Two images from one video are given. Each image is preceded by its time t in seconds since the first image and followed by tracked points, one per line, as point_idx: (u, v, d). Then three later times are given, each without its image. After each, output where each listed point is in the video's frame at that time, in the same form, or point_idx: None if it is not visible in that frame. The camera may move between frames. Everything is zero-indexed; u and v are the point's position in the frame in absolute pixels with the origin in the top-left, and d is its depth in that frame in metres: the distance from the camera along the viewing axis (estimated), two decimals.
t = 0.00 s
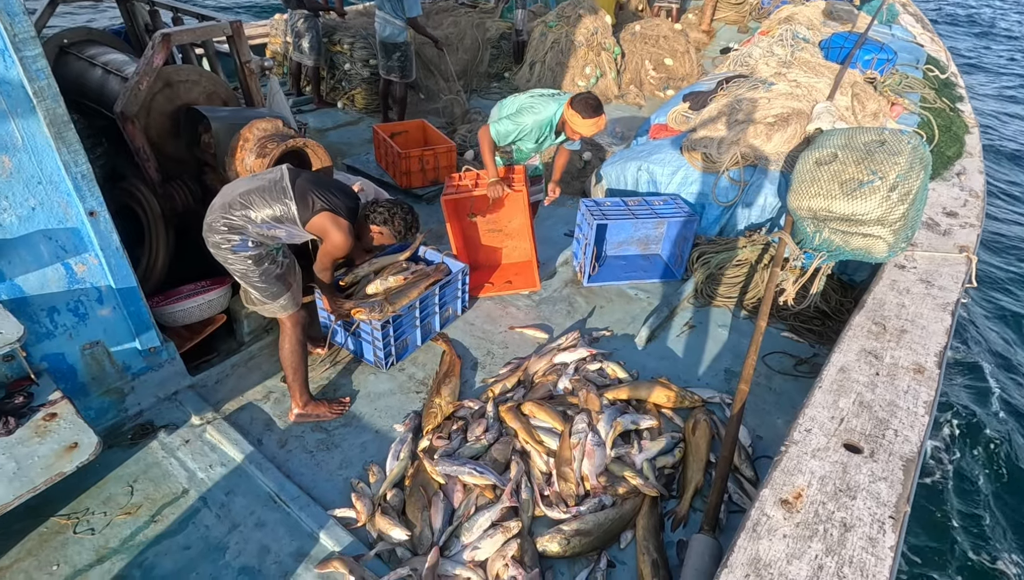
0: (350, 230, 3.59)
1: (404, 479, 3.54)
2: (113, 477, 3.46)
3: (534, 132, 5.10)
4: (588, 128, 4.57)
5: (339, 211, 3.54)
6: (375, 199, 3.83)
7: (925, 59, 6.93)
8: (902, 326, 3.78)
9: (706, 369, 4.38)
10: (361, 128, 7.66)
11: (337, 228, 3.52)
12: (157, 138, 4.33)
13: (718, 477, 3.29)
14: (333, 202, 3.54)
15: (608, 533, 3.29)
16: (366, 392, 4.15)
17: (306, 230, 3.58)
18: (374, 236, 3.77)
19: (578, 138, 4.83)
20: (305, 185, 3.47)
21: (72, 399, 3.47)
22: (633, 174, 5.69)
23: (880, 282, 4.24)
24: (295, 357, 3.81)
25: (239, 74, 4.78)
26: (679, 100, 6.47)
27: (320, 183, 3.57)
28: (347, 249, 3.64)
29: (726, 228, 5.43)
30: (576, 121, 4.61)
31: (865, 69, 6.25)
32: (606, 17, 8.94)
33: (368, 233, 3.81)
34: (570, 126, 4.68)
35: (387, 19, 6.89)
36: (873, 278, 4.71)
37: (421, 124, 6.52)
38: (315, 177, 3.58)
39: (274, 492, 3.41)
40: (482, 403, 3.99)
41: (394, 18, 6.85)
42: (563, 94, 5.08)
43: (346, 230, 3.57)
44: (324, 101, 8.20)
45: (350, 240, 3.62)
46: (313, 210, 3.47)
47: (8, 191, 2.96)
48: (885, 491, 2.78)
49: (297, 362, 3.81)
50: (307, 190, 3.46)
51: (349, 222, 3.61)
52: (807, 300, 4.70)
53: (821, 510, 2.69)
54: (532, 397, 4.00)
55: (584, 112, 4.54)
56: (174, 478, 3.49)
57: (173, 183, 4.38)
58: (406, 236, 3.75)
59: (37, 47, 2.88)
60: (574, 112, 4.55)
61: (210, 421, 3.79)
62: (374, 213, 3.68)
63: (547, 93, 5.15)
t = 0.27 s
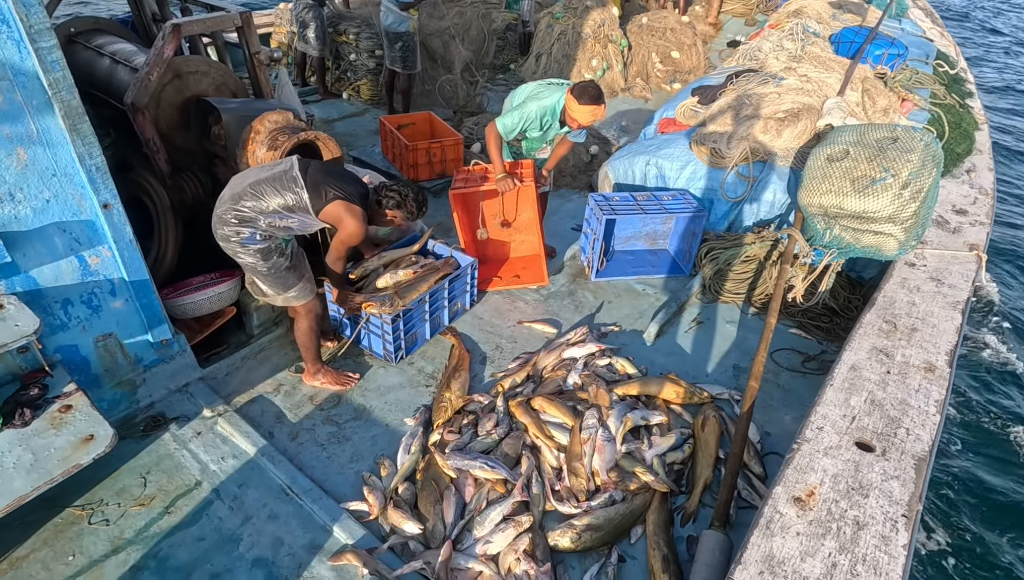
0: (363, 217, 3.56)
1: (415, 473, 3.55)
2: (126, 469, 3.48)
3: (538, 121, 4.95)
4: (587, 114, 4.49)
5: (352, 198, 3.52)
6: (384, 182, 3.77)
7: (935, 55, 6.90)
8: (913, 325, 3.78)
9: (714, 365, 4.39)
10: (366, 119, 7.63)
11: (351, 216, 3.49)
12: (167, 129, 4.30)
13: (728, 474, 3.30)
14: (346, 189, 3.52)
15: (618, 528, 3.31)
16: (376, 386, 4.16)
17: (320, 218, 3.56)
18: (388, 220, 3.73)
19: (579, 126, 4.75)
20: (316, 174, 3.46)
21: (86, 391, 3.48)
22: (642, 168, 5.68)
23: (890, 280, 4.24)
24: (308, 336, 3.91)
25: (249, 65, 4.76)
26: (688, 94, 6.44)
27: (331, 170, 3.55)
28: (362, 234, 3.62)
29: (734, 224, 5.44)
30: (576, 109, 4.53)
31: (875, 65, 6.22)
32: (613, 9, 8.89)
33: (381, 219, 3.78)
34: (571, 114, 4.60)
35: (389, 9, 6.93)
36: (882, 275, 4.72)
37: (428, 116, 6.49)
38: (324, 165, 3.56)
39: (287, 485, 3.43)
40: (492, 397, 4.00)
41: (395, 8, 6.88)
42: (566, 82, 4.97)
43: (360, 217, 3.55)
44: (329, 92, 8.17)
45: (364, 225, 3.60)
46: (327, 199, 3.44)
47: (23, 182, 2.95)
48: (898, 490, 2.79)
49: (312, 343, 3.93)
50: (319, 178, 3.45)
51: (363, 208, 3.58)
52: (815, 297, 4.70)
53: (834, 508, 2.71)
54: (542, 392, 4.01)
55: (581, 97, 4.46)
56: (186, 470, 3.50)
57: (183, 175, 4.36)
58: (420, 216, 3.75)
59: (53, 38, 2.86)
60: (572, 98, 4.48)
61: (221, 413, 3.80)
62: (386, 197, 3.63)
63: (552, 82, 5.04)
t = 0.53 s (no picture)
0: (376, 209, 3.60)
1: (421, 463, 3.55)
2: (132, 454, 3.47)
3: (547, 106, 4.90)
4: (594, 99, 4.46)
5: (364, 190, 3.56)
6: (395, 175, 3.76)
7: (944, 52, 6.88)
8: (921, 323, 3.78)
9: (720, 360, 4.38)
10: (371, 108, 7.59)
11: (364, 206, 3.53)
12: (174, 115, 4.27)
13: (735, 468, 3.31)
14: (358, 181, 3.56)
15: (624, 521, 3.32)
16: (381, 375, 4.15)
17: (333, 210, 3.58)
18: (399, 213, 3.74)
19: (586, 113, 4.71)
20: (330, 165, 3.48)
21: (92, 376, 3.47)
22: (649, 162, 5.66)
23: (898, 278, 4.24)
24: (316, 326, 3.90)
25: (256, 51, 4.73)
26: (696, 88, 6.41)
27: (344, 162, 3.58)
28: (374, 226, 3.64)
29: (741, 219, 5.44)
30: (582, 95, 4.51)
31: (885, 61, 6.21)
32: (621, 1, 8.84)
33: (392, 212, 3.79)
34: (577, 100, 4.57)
35: None
36: (889, 273, 4.71)
37: (434, 106, 6.45)
38: (337, 156, 3.59)
39: (293, 473, 3.43)
40: (498, 389, 4.00)
41: None
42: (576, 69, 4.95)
43: (373, 209, 3.58)
44: (334, 80, 8.12)
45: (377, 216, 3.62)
46: (340, 189, 3.47)
47: (32, 165, 2.93)
48: (906, 487, 2.80)
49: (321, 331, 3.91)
50: (332, 168, 3.48)
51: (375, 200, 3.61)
52: (821, 294, 4.69)
53: (842, 504, 2.72)
54: (548, 384, 4.01)
55: (589, 83, 4.44)
56: (192, 457, 3.50)
57: (190, 161, 4.33)
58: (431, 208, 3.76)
59: (64, 19, 2.83)
60: (579, 83, 4.46)
61: (227, 401, 3.79)
62: (398, 188, 3.61)
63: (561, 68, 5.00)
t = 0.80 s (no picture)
0: (376, 190, 3.58)
1: (418, 450, 3.58)
2: (132, 436, 3.49)
3: (543, 102, 4.87)
4: (591, 103, 4.48)
5: (364, 172, 3.55)
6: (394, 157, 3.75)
7: (949, 53, 6.88)
8: (917, 322, 3.81)
9: (717, 355, 4.41)
10: (374, 96, 7.57)
11: (364, 188, 3.52)
12: (177, 98, 4.26)
13: (729, 462, 3.34)
14: (358, 163, 3.57)
15: (618, 511, 3.35)
16: (380, 363, 4.17)
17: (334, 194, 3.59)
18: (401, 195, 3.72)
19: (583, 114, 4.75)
20: (330, 148, 3.50)
21: (93, 357, 3.49)
22: (651, 156, 5.67)
23: (896, 277, 4.26)
24: (317, 311, 3.91)
25: (260, 36, 4.72)
26: (700, 83, 6.41)
27: (343, 146, 3.59)
28: (375, 208, 3.63)
29: (742, 216, 5.44)
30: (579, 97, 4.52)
31: (890, 60, 6.21)
32: None
33: (394, 195, 3.78)
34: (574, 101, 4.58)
35: None
36: (887, 273, 4.73)
37: (437, 95, 6.44)
38: (337, 140, 3.61)
39: (291, 457, 3.46)
40: (496, 379, 4.02)
41: None
42: (575, 66, 4.91)
43: (373, 191, 3.57)
44: (336, 67, 8.09)
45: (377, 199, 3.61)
46: (340, 171, 3.48)
47: (36, 145, 2.93)
48: (898, 483, 2.83)
49: (321, 318, 3.92)
50: (333, 152, 3.48)
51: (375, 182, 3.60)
52: (820, 292, 4.71)
53: (834, 498, 2.75)
54: (546, 375, 4.04)
55: (587, 87, 4.44)
56: (191, 439, 3.52)
57: (192, 145, 4.32)
58: (432, 189, 3.76)
59: None
60: (578, 87, 4.46)
61: (226, 384, 3.81)
62: (399, 170, 3.60)
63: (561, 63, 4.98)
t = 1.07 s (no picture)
0: (377, 170, 3.50)
1: (417, 440, 3.60)
2: (130, 418, 3.49)
3: (546, 93, 4.89)
4: (593, 89, 4.52)
5: (365, 152, 3.49)
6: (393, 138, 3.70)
7: (955, 56, 6.87)
8: (917, 324, 3.82)
9: (715, 352, 4.42)
10: (377, 82, 7.52)
11: (366, 168, 3.45)
12: (180, 79, 4.21)
13: (726, 459, 3.36)
14: (358, 142, 3.50)
15: (615, 505, 3.37)
16: (379, 351, 4.17)
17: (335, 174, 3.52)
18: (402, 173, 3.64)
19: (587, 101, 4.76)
20: (330, 130, 3.48)
21: (92, 337, 3.47)
22: (655, 151, 5.66)
23: (897, 279, 4.28)
24: (317, 297, 3.89)
25: (266, 18, 4.67)
26: (706, 79, 6.39)
27: (343, 127, 3.53)
28: (376, 186, 3.54)
29: (745, 213, 5.40)
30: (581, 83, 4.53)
31: (897, 61, 6.20)
32: None
33: (394, 174, 3.70)
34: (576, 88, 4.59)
35: None
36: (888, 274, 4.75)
37: (441, 83, 6.39)
38: (337, 122, 3.58)
39: (290, 443, 3.46)
40: (496, 370, 4.03)
41: None
42: (574, 53, 4.92)
43: (374, 171, 3.49)
44: (340, 52, 8.03)
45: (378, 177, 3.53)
46: (340, 152, 3.43)
47: (39, 122, 2.90)
48: (894, 483, 2.85)
49: (321, 303, 3.91)
50: (332, 133, 3.47)
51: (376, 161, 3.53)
52: (820, 292, 4.72)
53: (831, 497, 2.77)
54: (545, 368, 4.05)
55: (587, 75, 4.46)
56: (189, 423, 3.52)
57: (195, 127, 4.29)
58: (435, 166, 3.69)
59: None
60: (577, 75, 4.48)
61: (226, 368, 3.81)
62: (400, 149, 3.55)
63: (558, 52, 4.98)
